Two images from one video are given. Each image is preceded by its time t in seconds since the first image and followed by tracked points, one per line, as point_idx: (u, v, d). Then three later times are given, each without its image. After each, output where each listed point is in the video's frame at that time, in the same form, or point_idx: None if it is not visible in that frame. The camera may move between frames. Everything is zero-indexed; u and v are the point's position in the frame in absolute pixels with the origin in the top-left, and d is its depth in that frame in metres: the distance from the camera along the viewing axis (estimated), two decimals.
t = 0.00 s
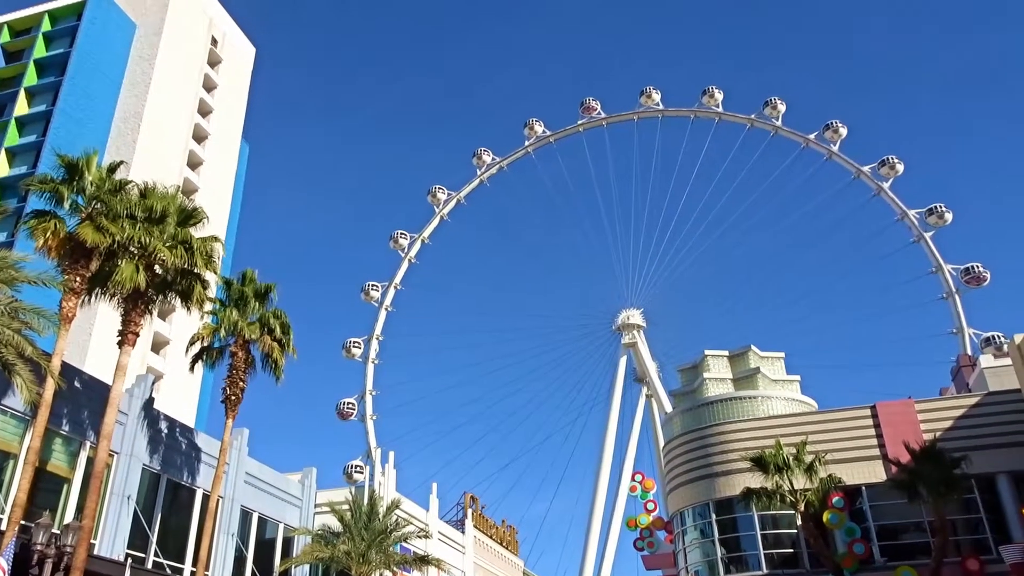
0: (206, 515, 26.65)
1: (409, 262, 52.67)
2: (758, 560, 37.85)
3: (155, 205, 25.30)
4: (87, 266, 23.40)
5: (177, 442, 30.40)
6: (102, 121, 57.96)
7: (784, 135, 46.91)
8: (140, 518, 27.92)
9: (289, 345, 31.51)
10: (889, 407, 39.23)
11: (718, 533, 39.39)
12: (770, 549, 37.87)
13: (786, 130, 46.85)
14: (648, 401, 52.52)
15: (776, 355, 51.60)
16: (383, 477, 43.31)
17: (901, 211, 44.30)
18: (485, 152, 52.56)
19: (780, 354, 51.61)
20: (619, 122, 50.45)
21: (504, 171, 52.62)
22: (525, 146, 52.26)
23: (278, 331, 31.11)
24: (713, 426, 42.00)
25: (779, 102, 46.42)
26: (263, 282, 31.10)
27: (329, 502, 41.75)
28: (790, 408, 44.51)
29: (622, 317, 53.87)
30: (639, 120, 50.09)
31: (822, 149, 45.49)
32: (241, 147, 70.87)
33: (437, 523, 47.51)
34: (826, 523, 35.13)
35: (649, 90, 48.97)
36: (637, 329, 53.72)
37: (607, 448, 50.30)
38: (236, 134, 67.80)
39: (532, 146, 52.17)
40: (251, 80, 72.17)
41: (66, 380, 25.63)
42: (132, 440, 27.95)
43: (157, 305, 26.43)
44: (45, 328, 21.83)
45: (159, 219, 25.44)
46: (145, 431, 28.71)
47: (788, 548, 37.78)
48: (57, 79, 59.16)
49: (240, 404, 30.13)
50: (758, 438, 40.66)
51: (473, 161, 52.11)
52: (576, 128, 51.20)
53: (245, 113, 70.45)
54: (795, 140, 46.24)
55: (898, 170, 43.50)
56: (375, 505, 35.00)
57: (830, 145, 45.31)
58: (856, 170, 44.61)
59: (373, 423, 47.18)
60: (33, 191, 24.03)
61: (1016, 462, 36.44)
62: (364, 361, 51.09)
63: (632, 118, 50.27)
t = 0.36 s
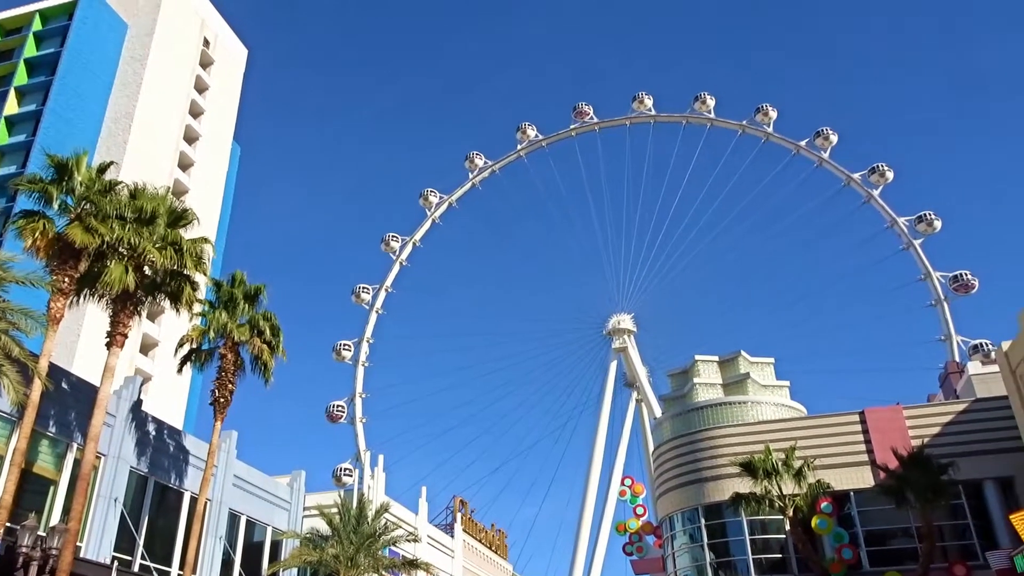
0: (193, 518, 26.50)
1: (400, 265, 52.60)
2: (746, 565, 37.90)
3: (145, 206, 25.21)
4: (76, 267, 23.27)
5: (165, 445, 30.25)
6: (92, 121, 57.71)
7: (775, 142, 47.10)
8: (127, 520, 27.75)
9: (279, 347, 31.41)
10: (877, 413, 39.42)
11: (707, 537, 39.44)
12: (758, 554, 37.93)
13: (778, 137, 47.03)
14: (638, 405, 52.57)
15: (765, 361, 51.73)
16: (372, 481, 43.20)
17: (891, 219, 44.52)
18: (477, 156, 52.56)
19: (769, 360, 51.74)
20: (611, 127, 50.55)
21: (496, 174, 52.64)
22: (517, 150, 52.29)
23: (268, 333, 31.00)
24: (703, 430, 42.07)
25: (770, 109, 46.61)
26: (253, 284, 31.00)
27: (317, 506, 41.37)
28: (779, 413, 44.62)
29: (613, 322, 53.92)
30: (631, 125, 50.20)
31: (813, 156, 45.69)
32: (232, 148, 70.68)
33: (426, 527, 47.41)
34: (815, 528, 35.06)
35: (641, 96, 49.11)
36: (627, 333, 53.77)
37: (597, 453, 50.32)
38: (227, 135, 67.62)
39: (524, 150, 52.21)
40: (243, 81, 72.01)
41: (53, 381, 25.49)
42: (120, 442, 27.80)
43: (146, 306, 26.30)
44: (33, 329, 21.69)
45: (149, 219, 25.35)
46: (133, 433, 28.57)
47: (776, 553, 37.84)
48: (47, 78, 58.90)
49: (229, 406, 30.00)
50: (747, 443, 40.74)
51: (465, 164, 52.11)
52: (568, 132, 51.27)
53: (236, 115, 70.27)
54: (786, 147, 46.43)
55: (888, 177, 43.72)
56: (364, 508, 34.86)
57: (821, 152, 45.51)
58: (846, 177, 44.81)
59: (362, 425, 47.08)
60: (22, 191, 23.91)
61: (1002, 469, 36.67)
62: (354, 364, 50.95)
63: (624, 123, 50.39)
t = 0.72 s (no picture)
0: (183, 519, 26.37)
1: (394, 266, 52.55)
2: (738, 567, 37.94)
3: (138, 206, 25.12)
4: (68, 266, 23.17)
5: (156, 445, 30.13)
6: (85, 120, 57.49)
7: (769, 146, 47.20)
8: (118, 521, 27.63)
9: (272, 348, 31.34)
10: (869, 416, 39.56)
11: (699, 540, 39.47)
12: (750, 557, 37.96)
13: (772, 141, 47.14)
14: (631, 408, 52.57)
15: (758, 364, 51.83)
16: (364, 482, 43.14)
17: (884, 223, 44.66)
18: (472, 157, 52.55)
19: (762, 363, 51.83)
20: (606, 129, 50.61)
21: (491, 176, 52.64)
22: (512, 152, 52.30)
23: (260, 334, 30.94)
24: (696, 433, 42.12)
25: (765, 113, 46.73)
26: (246, 284, 30.94)
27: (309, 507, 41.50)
28: (772, 417, 44.69)
29: (606, 324, 53.95)
30: (626, 128, 50.26)
31: (807, 160, 45.81)
32: (226, 148, 70.54)
33: (418, 528, 47.35)
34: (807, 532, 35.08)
35: (636, 99, 49.18)
36: (621, 336, 53.80)
37: (590, 455, 50.33)
38: (221, 135, 67.47)
39: (519, 152, 52.21)
40: (237, 81, 71.90)
41: (44, 381, 25.37)
42: (111, 442, 27.69)
43: (138, 306, 26.21)
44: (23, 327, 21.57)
45: (142, 219, 25.25)
46: (124, 433, 28.46)
47: (768, 556, 37.90)
48: (40, 77, 58.68)
49: (221, 406, 29.92)
50: (739, 446, 40.81)
51: (460, 166, 52.09)
52: (563, 135, 51.31)
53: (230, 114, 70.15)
54: (780, 151, 46.55)
55: (881, 182, 43.86)
56: (356, 510, 34.76)
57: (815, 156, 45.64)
58: (840, 181, 44.94)
59: (355, 426, 47.00)
60: (13, 190, 23.82)
61: (992, 472, 36.80)
62: (347, 365, 50.87)
63: (619, 126, 50.44)
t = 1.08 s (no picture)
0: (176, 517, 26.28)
1: (389, 265, 52.50)
2: (731, 567, 38.01)
3: (132, 203, 25.03)
4: (61, 263, 23.09)
5: (149, 443, 30.07)
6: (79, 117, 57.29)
7: (764, 147, 47.29)
8: (110, 519, 27.56)
9: (266, 346, 31.29)
10: (862, 417, 39.66)
11: (692, 540, 39.53)
12: (743, 557, 38.03)
13: (767, 142, 47.22)
14: (625, 408, 52.62)
15: (752, 365, 51.95)
16: (358, 481, 43.09)
17: (878, 226, 44.78)
18: (468, 156, 52.55)
19: (756, 364, 51.95)
20: (601, 130, 50.65)
21: (486, 175, 52.64)
22: (508, 151, 52.30)
23: (255, 332, 30.89)
24: (689, 433, 42.20)
25: (760, 115, 46.81)
26: (241, 282, 30.88)
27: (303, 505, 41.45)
28: (765, 417, 44.77)
29: (601, 324, 53.97)
30: (622, 128, 50.30)
31: (802, 162, 45.90)
32: (221, 146, 70.42)
33: (411, 528, 47.33)
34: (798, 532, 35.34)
35: (632, 99, 49.22)
36: (615, 336, 53.84)
37: (584, 455, 50.35)
38: (216, 133, 67.34)
39: (515, 151, 52.21)
40: (232, 79, 71.78)
41: (37, 378, 25.32)
42: (104, 440, 27.62)
43: (132, 304, 26.13)
44: (16, 324, 21.48)
45: (136, 216, 25.16)
46: (117, 431, 28.39)
47: (760, 557, 37.98)
48: (34, 73, 58.46)
49: (215, 405, 29.85)
50: (733, 446, 40.90)
51: (456, 165, 52.08)
52: (559, 135, 51.33)
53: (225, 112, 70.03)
54: (776, 153, 46.64)
55: (876, 184, 43.97)
56: (349, 509, 34.70)
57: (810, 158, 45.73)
58: (834, 184, 45.05)
59: (349, 425, 46.96)
60: (7, 187, 23.74)
61: (984, 474, 36.92)
62: (341, 363, 50.81)
63: (615, 126, 50.47)
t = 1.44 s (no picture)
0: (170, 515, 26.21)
1: (385, 264, 52.46)
2: (725, 567, 38.06)
3: (127, 201, 24.93)
4: (56, 261, 23.00)
5: (144, 442, 30.00)
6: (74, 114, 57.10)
7: (761, 148, 47.36)
8: (104, 517, 27.50)
9: (261, 345, 31.26)
10: (857, 417, 39.75)
11: (687, 540, 39.57)
12: (738, 556, 38.08)
13: (763, 143, 47.28)
14: (620, 408, 52.69)
15: (747, 364, 52.07)
16: (353, 479, 43.05)
17: (874, 226, 44.87)
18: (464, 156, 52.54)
19: (751, 363, 52.05)
20: (598, 129, 50.67)
21: (482, 174, 52.63)
22: (504, 150, 52.30)
23: (250, 331, 30.86)
24: (684, 433, 42.25)
25: (756, 115, 46.86)
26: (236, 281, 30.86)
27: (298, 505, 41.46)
28: (760, 417, 44.84)
29: (597, 324, 54.00)
30: (618, 128, 50.33)
31: (798, 162, 45.97)
32: (216, 144, 70.32)
33: (406, 527, 47.32)
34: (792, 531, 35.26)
35: (629, 99, 49.25)
36: (611, 335, 53.87)
37: (580, 454, 50.37)
38: (211, 131, 67.22)
39: (511, 151, 52.21)
40: (228, 77, 71.66)
41: (31, 376, 25.26)
42: (98, 438, 27.56)
43: (126, 302, 26.05)
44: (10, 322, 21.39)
45: (131, 214, 25.08)
46: (111, 430, 28.33)
47: (755, 556, 38.04)
48: (29, 70, 58.25)
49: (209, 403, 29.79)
50: (728, 446, 40.96)
51: (452, 164, 52.06)
52: (555, 134, 51.35)
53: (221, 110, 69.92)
54: (772, 153, 46.70)
55: (872, 185, 44.06)
56: (344, 508, 34.66)
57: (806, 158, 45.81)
58: (830, 184, 45.13)
59: (344, 423, 46.91)
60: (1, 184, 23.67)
61: (977, 474, 37.04)
62: (337, 362, 50.76)
63: (611, 126, 50.49)
